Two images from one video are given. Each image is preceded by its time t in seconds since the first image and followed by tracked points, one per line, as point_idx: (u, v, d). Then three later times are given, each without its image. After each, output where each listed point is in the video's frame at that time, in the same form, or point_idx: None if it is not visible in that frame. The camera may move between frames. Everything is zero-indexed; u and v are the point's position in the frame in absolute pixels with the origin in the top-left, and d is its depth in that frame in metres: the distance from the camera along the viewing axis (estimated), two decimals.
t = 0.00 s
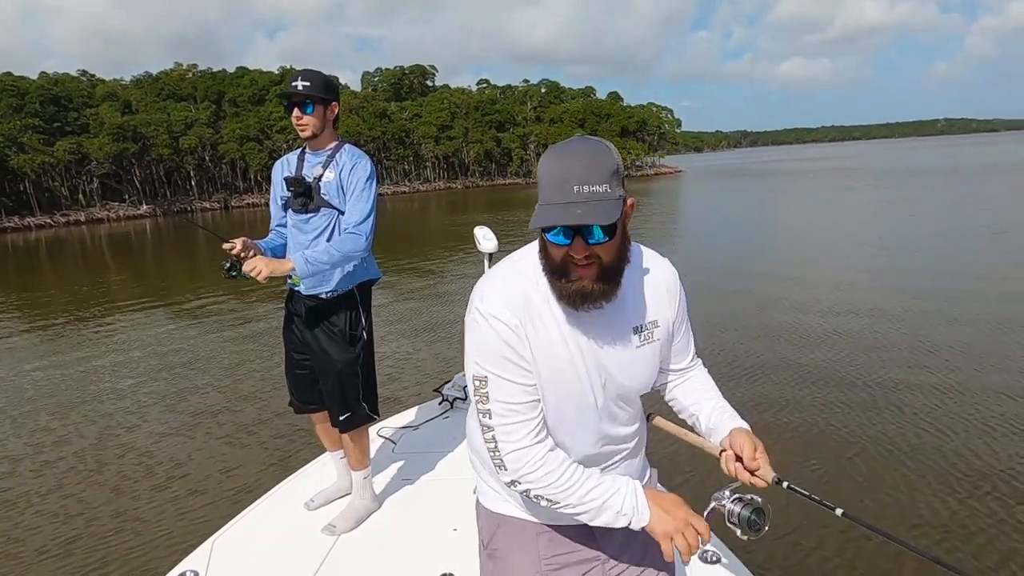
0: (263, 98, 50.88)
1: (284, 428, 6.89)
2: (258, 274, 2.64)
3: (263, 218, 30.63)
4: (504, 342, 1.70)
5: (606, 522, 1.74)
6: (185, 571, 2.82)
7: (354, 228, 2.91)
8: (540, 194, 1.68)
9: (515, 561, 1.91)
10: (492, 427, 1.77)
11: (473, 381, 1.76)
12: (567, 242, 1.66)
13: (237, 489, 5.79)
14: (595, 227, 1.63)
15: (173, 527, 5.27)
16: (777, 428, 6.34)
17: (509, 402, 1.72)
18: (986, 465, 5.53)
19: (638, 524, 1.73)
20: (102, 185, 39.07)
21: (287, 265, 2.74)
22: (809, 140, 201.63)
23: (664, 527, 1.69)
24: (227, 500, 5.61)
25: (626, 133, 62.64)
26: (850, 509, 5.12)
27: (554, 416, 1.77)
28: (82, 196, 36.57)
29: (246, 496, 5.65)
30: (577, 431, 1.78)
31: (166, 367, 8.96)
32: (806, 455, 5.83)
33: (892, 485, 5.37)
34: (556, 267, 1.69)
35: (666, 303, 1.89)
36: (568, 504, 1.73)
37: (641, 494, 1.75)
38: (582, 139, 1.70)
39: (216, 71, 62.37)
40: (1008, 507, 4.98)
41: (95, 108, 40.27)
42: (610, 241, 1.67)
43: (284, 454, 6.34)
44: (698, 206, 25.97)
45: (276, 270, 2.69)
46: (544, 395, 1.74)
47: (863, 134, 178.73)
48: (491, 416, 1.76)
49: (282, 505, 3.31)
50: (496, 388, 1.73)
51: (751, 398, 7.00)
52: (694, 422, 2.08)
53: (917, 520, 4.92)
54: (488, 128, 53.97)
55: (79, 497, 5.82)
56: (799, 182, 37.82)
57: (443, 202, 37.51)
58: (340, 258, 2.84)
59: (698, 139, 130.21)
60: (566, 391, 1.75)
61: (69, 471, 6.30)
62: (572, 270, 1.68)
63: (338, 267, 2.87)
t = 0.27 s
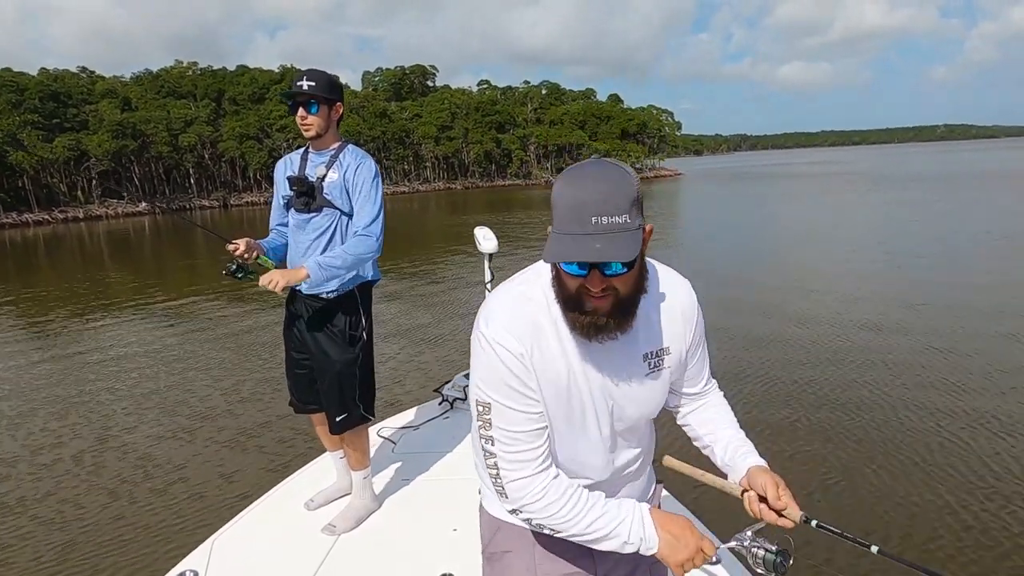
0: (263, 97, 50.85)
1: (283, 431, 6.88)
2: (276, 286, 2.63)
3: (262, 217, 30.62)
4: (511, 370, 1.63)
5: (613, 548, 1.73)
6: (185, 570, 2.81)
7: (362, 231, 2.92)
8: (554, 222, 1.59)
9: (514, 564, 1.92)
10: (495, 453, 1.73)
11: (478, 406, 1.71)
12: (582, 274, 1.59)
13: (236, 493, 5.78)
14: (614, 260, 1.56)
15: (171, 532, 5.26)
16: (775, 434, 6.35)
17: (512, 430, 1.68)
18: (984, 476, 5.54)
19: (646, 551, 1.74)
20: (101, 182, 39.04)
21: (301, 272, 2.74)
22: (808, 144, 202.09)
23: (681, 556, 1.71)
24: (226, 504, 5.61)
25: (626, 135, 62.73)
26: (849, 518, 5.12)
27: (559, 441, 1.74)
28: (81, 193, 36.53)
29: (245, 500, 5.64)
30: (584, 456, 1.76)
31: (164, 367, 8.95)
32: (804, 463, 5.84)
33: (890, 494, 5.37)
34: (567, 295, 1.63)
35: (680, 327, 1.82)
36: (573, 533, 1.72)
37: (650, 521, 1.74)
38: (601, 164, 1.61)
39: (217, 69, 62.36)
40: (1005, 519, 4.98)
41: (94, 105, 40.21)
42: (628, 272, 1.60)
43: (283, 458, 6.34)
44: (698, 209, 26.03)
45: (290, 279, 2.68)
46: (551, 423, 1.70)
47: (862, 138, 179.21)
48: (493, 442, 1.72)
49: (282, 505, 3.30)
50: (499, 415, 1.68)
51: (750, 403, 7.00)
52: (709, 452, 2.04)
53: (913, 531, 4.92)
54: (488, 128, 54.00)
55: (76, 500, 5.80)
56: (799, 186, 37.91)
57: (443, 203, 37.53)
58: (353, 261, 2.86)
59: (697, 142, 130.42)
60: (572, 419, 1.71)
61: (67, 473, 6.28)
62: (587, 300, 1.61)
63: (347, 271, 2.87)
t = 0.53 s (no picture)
0: (263, 94, 50.81)
1: (281, 431, 6.86)
2: (281, 282, 2.65)
3: (261, 215, 30.60)
4: (568, 382, 1.61)
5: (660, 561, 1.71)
6: (185, 571, 2.80)
7: (370, 233, 2.94)
8: (638, 258, 1.50)
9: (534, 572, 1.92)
10: (543, 460, 1.71)
11: (528, 412, 1.68)
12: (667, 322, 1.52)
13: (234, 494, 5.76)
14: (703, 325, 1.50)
15: (168, 534, 5.25)
16: (773, 439, 6.35)
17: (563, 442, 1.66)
18: (982, 483, 5.53)
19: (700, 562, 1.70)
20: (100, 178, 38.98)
21: (306, 270, 2.75)
22: (808, 148, 202.42)
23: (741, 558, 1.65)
24: (224, 506, 5.60)
25: (626, 137, 62.76)
26: (846, 523, 5.12)
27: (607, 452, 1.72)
28: (79, 189, 36.47)
29: (243, 502, 5.63)
30: (631, 469, 1.75)
31: (162, 366, 8.94)
32: (802, 468, 5.83)
33: (888, 501, 5.37)
34: (637, 326, 1.58)
35: (735, 358, 1.81)
36: (619, 545, 1.71)
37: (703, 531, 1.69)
38: (694, 201, 1.51)
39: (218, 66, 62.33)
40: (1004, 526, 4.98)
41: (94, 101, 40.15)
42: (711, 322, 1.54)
43: (281, 459, 6.33)
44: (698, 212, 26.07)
45: (295, 276, 2.71)
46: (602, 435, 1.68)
47: (861, 143, 179.56)
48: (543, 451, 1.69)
49: (282, 505, 3.29)
50: (551, 424, 1.65)
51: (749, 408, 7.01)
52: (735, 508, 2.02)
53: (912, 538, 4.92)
54: (488, 129, 54.00)
55: (73, 501, 5.79)
56: (798, 189, 37.95)
57: (443, 203, 37.53)
58: (359, 262, 2.87)
59: (697, 145, 130.65)
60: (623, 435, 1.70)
61: (64, 473, 6.27)
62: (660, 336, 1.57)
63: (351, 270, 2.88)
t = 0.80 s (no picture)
0: (263, 95, 50.80)
1: (278, 429, 6.85)
2: (280, 276, 2.64)
3: (261, 215, 30.57)
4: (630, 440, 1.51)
5: None
6: (185, 571, 2.79)
7: (368, 233, 2.94)
8: (716, 312, 1.38)
9: None
10: (597, 512, 1.64)
11: (582, 465, 1.58)
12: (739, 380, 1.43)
13: (230, 492, 5.74)
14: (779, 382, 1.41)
15: (163, 530, 5.22)
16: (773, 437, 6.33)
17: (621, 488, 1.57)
18: (982, 480, 5.52)
19: None
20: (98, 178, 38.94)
21: (305, 266, 2.75)
22: (808, 147, 202.47)
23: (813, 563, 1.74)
24: (219, 503, 5.56)
25: (626, 137, 62.76)
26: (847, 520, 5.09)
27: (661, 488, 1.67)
28: (78, 189, 36.42)
29: (239, 500, 5.60)
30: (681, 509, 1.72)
31: (159, 365, 8.92)
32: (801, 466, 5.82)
33: (888, 498, 5.35)
34: (703, 377, 1.48)
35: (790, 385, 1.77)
36: None
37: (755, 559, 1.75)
38: (776, 250, 1.39)
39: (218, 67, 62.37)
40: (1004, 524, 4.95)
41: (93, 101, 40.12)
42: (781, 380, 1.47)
43: (277, 456, 6.30)
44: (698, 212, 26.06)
45: (293, 272, 2.70)
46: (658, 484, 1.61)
47: (861, 142, 179.61)
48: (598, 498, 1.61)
49: (283, 506, 3.29)
50: (608, 479, 1.57)
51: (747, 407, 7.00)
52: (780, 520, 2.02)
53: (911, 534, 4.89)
54: (488, 129, 54.00)
55: (67, 497, 5.76)
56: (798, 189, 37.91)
57: (442, 203, 37.50)
58: (357, 261, 2.87)
59: (697, 145, 130.64)
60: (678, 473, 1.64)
61: (59, 470, 6.24)
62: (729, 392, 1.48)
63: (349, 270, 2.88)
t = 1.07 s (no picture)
0: (261, 97, 50.84)
1: (278, 430, 6.84)
2: (275, 273, 2.65)
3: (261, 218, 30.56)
4: (639, 487, 1.38)
5: None
6: (184, 571, 2.80)
7: (363, 229, 2.92)
8: (716, 324, 1.32)
9: None
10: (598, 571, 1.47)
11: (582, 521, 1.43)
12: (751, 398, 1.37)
13: (229, 493, 5.72)
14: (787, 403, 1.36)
15: (161, 531, 5.21)
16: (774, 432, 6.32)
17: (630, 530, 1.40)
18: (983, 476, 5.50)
19: None
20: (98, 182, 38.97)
21: (300, 262, 2.75)
22: (808, 143, 202.30)
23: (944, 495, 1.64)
24: (218, 505, 5.55)
25: (625, 135, 62.73)
26: (849, 513, 5.08)
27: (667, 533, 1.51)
28: (78, 194, 36.47)
29: (238, 501, 5.60)
30: (690, 551, 1.60)
31: (158, 368, 8.91)
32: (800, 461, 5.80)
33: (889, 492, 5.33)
34: (708, 399, 1.40)
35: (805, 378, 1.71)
36: None
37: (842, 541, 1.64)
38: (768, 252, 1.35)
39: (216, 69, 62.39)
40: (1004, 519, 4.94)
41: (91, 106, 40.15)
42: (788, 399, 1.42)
43: (277, 457, 6.29)
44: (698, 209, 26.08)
45: (289, 267, 2.71)
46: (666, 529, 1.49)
47: (860, 137, 179.42)
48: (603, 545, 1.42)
49: (282, 506, 3.28)
50: (612, 536, 1.42)
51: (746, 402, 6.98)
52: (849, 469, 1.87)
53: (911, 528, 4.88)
54: (488, 128, 54.05)
55: (66, 500, 5.75)
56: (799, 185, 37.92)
57: (443, 203, 37.51)
58: (353, 257, 2.87)
59: (697, 142, 130.60)
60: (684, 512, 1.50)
61: (58, 473, 6.23)
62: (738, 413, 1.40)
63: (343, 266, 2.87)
